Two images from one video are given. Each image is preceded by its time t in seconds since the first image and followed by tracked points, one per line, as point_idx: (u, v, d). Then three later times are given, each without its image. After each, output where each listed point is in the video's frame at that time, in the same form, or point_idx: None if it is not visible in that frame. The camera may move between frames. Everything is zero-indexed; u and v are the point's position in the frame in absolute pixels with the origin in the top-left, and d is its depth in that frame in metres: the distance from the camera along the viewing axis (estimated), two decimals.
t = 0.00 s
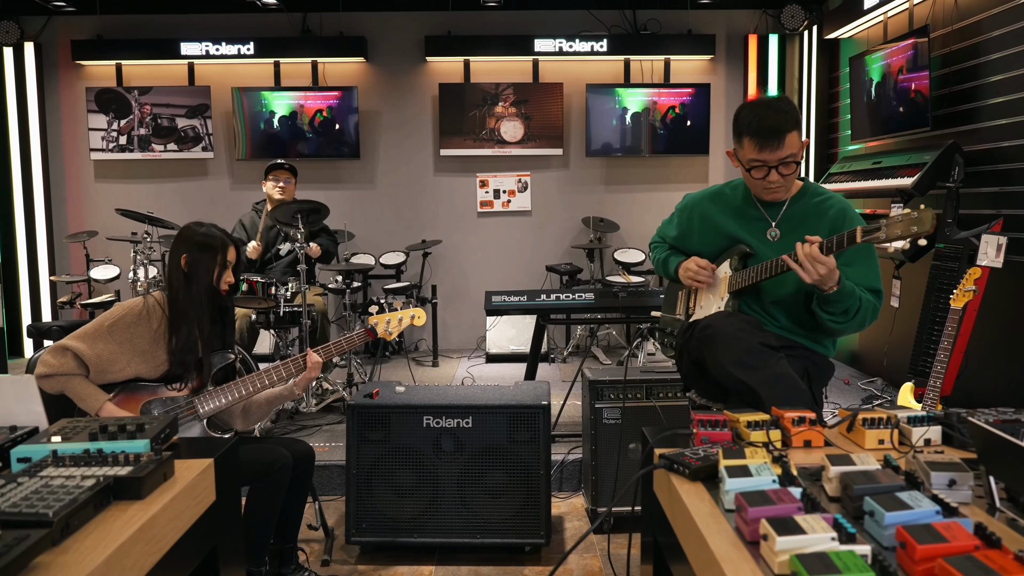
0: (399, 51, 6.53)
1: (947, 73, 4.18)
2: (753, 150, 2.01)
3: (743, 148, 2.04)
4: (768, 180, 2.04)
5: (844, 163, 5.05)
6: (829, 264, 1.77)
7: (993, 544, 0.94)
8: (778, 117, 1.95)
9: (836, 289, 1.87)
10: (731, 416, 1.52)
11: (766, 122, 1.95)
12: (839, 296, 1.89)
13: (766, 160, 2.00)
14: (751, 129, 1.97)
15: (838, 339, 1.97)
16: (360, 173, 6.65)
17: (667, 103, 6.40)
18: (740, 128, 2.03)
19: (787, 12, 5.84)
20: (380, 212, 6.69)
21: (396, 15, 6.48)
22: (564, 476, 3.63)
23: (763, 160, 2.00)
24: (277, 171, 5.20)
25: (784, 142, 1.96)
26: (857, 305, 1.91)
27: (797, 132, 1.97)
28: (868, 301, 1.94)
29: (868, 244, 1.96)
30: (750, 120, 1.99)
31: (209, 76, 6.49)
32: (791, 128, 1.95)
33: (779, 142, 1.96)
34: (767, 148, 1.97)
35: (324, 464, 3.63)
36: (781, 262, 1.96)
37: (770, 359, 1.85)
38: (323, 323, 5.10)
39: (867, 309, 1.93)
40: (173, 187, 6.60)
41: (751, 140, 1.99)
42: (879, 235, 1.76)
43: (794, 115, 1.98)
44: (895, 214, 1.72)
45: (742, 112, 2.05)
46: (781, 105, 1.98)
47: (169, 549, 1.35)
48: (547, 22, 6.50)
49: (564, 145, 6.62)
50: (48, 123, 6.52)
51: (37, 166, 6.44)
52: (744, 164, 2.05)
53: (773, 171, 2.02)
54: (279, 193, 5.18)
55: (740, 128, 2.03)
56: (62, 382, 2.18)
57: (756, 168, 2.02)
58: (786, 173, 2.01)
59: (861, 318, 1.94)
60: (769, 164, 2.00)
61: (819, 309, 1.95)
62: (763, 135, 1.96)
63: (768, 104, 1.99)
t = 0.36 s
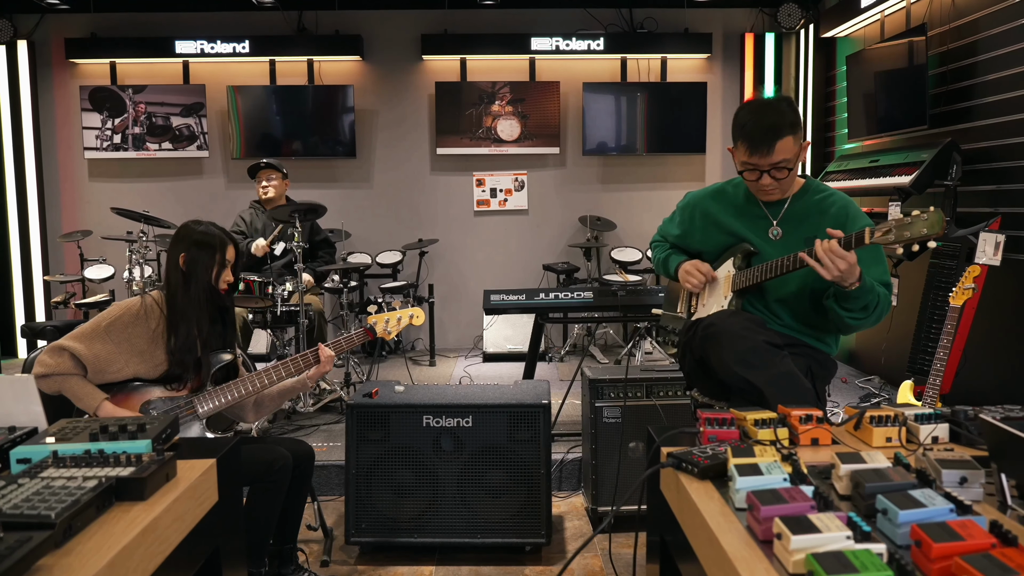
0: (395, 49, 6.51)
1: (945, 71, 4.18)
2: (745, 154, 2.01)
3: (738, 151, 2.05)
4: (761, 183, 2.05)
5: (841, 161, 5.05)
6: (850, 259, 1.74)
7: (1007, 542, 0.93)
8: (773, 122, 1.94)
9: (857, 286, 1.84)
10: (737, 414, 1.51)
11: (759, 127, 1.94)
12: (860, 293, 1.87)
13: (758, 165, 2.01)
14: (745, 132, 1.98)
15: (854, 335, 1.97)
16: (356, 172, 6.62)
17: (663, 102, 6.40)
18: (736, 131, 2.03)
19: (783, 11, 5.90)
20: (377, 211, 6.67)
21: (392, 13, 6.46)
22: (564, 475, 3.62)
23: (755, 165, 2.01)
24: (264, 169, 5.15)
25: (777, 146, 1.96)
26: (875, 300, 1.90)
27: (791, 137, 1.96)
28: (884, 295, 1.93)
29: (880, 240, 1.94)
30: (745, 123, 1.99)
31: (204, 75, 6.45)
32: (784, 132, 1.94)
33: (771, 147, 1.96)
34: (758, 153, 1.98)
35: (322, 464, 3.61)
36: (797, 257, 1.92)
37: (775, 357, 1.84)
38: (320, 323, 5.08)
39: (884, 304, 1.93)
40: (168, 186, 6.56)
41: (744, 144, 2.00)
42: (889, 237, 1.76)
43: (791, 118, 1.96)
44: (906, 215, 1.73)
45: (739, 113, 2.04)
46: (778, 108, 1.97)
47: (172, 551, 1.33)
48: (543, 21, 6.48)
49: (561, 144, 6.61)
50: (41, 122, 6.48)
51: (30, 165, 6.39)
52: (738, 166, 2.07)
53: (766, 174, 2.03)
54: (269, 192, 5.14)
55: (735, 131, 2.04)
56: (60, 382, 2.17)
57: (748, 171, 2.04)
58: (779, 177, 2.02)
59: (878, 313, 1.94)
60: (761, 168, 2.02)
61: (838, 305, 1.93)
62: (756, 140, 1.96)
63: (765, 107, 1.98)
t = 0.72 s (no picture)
0: (388, 48, 6.48)
1: (937, 70, 4.20)
2: (719, 164, 2.08)
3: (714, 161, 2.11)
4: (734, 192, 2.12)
5: (834, 160, 5.07)
6: (860, 255, 1.74)
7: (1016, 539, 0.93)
8: (742, 136, 1.99)
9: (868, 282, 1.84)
10: (739, 412, 1.51)
11: (729, 139, 2.00)
12: (869, 290, 1.86)
13: (731, 176, 2.07)
14: (716, 145, 2.04)
15: (865, 330, 1.97)
16: (349, 172, 6.60)
17: (656, 101, 6.40)
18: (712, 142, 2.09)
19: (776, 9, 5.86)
20: (370, 212, 6.65)
21: (384, 12, 6.44)
22: (560, 475, 3.61)
23: (728, 175, 2.07)
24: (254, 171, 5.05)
25: (748, 158, 2.02)
26: (884, 295, 1.90)
27: (760, 150, 2.01)
28: (892, 289, 1.93)
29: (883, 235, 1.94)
30: (719, 134, 2.04)
31: (195, 75, 6.41)
32: (751, 146, 2.00)
33: (739, 160, 2.02)
34: (729, 166, 2.04)
35: (317, 465, 3.59)
36: (801, 255, 1.92)
37: (774, 356, 1.84)
38: (313, 323, 5.05)
39: (893, 298, 1.93)
40: (159, 187, 6.52)
41: (717, 156, 2.07)
42: (890, 235, 1.76)
43: (764, 130, 2.00)
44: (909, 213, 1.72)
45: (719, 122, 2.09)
46: (754, 119, 2.00)
47: (170, 555, 1.32)
48: (537, 20, 6.47)
49: (554, 143, 6.60)
50: (30, 121, 6.42)
51: (19, 165, 6.33)
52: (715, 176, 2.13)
53: (740, 184, 2.09)
54: (256, 194, 5.07)
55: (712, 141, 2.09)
56: (52, 384, 2.15)
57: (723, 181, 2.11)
58: (751, 187, 2.08)
59: (888, 307, 1.93)
60: (735, 178, 2.07)
61: (847, 303, 1.93)
62: (725, 153, 2.03)
63: (740, 117, 2.02)
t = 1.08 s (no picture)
0: (379, 48, 6.46)
1: (928, 68, 4.22)
2: (713, 164, 2.07)
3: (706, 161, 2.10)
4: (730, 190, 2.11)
5: (825, 158, 5.08)
6: (858, 253, 1.74)
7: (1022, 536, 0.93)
8: (732, 135, 1.99)
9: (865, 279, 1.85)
10: (738, 411, 1.50)
11: (721, 137, 1.99)
12: (868, 285, 1.86)
13: (725, 174, 2.06)
14: (706, 146, 2.04)
15: (864, 324, 1.97)
16: (340, 172, 6.57)
17: (648, 100, 6.40)
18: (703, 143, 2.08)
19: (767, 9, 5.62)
20: (362, 212, 6.62)
21: (375, 11, 6.41)
22: (555, 475, 3.60)
23: (722, 174, 2.07)
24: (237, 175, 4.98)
25: (740, 156, 2.01)
26: (883, 290, 1.90)
27: (753, 146, 2.01)
28: (890, 283, 1.93)
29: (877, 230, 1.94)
30: (709, 133, 2.04)
31: (185, 75, 6.37)
32: (744, 143, 1.99)
33: (732, 157, 2.01)
34: (720, 164, 2.03)
35: (310, 467, 3.57)
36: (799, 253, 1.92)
37: (772, 354, 1.83)
38: (305, 324, 5.02)
39: (891, 292, 1.93)
40: (149, 187, 6.47)
41: (709, 155, 2.06)
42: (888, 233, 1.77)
43: (753, 126, 2.00)
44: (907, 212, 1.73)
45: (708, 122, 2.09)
46: (742, 117, 2.00)
47: (165, 560, 1.30)
48: (528, 19, 6.46)
49: (546, 142, 6.59)
50: (17, 122, 6.35)
51: (6, 166, 6.27)
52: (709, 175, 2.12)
53: (734, 182, 2.08)
54: (243, 199, 5.02)
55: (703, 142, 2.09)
56: (43, 388, 2.12)
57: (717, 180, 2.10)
58: (746, 184, 2.07)
59: (886, 301, 1.94)
60: (729, 176, 2.07)
61: (845, 299, 1.93)
62: (717, 153, 2.02)
63: (729, 115, 2.02)
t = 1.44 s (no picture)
0: (373, 47, 6.44)
1: (922, 67, 4.23)
2: (712, 159, 2.06)
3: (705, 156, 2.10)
4: (730, 185, 2.10)
5: (820, 157, 5.09)
6: (855, 252, 1.75)
7: None
8: (729, 128, 1.99)
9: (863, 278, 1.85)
10: (740, 409, 1.50)
11: (720, 131, 1.99)
12: (865, 283, 1.87)
13: (725, 168, 2.06)
14: (704, 141, 2.04)
15: (862, 322, 1.97)
16: (335, 172, 6.55)
17: (642, 99, 6.40)
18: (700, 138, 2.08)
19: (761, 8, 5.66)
20: (357, 211, 6.61)
21: (369, 10, 6.39)
22: (552, 474, 3.59)
23: (722, 168, 2.06)
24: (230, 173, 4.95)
25: (739, 148, 2.01)
26: (881, 287, 1.90)
27: (752, 138, 2.00)
28: (887, 280, 1.93)
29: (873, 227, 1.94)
30: (707, 128, 2.04)
31: (178, 74, 6.34)
32: (744, 134, 1.99)
33: (732, 150, 2.01)
34: (720, 158, 2.03)
35: (306, 467, 3.55)
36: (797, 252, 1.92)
37: (771, 352, 1.83)
38: (300, 324, 5.00)
39: (888, 288, 1.93)
40: (142, 187, 6.43)
41: (707, 150, 2.05)
42: (886, 232, 1.77)
43: (750, 118, 2.00)
44: (904, 211, 1.73)
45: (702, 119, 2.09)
46: (737, 110, 1.99)
47: (164, 561, 1.29)
48: (523, 17, 6.45)
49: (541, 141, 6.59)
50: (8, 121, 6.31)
51: None
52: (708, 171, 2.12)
53: (734, 176, 2.08)
54: (235, 198, 5.00)
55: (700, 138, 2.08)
56: (38, 389, 2.10)
57: (717, 175, 2.09)
58: (746, 178, 2.06)
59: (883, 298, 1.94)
60: (728, 171, 2.06)
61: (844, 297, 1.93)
62: (715, 148, 2.02)
63: (725, 109, 2.02)
